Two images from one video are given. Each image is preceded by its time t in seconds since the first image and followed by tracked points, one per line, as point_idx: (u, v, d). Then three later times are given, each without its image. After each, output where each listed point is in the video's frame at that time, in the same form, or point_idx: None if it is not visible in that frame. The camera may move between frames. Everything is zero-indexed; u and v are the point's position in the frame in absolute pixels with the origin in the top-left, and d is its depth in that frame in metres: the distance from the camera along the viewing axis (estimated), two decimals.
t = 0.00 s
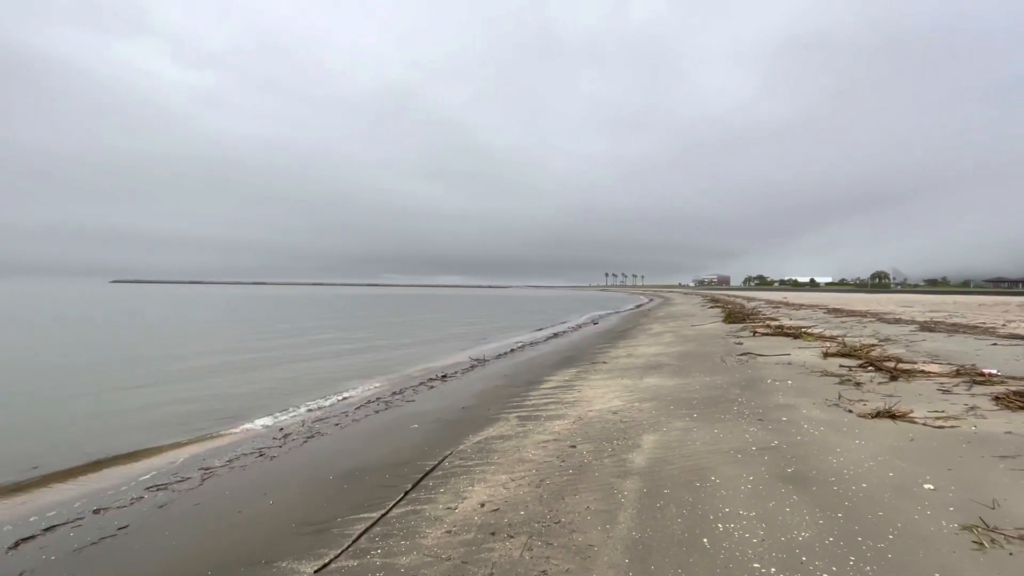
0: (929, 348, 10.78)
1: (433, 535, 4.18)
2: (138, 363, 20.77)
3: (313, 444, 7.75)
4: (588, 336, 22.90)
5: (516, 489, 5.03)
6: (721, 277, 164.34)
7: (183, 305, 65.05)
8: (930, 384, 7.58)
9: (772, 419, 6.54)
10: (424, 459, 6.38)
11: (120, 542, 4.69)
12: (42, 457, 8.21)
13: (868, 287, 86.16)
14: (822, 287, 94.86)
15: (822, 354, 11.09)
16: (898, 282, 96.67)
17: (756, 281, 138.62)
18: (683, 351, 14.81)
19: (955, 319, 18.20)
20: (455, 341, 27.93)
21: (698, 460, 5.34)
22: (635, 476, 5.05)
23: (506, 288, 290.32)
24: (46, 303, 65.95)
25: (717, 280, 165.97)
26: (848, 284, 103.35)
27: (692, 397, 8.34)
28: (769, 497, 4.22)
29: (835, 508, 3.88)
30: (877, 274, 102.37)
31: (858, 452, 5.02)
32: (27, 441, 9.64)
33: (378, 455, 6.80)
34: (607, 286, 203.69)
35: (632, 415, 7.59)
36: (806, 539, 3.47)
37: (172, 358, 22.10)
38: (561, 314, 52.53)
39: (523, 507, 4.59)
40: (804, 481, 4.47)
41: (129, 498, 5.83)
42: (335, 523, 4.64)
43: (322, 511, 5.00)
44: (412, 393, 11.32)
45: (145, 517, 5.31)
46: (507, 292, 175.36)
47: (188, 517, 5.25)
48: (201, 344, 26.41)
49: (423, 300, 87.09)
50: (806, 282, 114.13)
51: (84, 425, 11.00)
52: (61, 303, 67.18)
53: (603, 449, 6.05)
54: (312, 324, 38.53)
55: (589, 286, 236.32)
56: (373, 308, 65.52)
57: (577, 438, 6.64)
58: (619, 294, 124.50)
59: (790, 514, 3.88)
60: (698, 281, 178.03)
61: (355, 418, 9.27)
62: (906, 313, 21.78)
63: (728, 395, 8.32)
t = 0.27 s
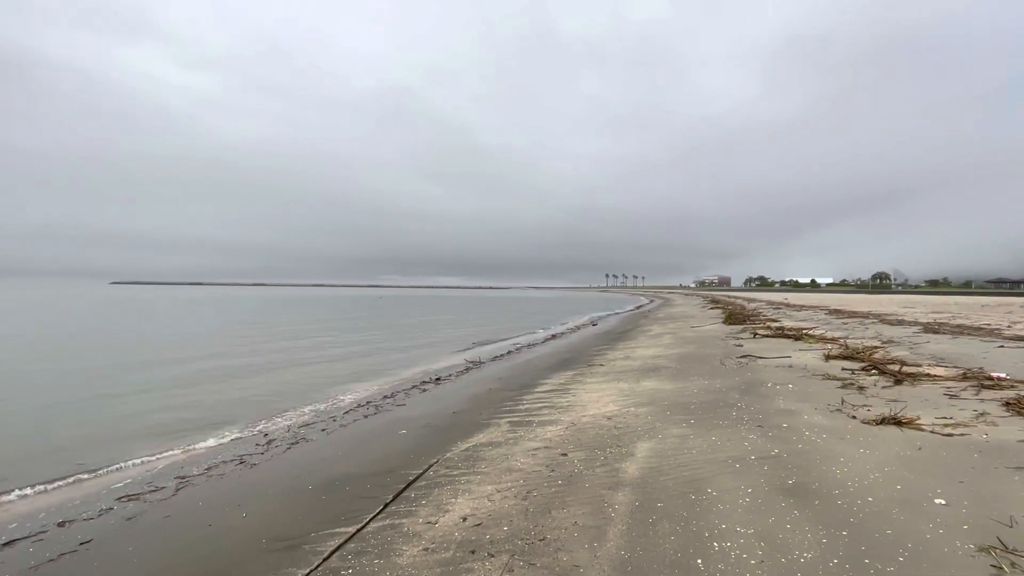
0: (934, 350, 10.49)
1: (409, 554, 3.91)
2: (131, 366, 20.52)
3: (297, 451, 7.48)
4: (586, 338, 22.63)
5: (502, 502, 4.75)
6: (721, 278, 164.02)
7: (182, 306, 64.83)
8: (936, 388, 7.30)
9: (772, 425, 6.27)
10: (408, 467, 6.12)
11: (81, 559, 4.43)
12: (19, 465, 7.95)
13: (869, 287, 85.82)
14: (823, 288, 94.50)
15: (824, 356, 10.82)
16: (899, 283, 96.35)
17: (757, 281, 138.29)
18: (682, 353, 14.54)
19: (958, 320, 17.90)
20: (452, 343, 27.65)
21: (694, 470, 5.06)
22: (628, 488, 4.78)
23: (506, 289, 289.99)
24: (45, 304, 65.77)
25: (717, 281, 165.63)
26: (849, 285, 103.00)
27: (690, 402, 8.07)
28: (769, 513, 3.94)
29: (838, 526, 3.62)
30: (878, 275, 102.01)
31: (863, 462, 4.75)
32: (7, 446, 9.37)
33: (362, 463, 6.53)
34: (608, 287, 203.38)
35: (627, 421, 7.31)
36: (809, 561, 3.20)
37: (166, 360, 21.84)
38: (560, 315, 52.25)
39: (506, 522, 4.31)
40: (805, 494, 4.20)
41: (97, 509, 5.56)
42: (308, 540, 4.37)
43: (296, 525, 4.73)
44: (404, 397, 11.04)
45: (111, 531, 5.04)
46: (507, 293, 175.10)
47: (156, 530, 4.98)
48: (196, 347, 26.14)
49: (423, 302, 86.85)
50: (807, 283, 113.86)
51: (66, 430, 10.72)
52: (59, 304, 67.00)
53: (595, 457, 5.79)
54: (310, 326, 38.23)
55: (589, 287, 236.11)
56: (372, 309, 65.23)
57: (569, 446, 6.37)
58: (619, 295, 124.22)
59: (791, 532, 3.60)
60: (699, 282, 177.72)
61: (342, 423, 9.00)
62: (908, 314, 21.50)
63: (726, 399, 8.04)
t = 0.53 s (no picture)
0: (940, 353, 10.19)
1: None
2: (126, 370, 20.33)
3: (281, 459, 7.23)
4: (586, 340, 22.33)
5: (486, 517, 4.49)
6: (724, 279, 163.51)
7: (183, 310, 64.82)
8: (943, 394, 7.02)
9: (772, 433, 6.00)
10: (393, 478, 5.86)
11: None
12: None
13: (873, 288, 85.29)
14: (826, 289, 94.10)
15: (827, 359, 10.53)
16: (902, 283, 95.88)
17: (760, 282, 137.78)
18: (682, 356, 14.24)
19: (964, 321, 17.57)
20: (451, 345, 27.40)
21: (691, 483, 4.79)
22: (620, 501, 4.51)
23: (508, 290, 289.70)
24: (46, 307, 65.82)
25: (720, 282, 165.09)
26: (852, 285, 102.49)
27: (689, 408, 7.79)
28: (769, 531, 3.67)
29: (843, 548, 3.35)
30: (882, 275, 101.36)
31: (869, 475, 4.48)
32: None
33: (346, 473, 6.27)
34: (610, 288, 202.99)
35: (622, 428, 7.04)
36: None
37: (162, 364, 21.64)
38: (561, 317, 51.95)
39: (489, 539, 4.05)
40: (808, 510, 3.94)
41: (66, 523, 5.31)
42: (279, 559, 4.13)
43: (269, 542, 4.48)
44: (396, 401, 10.78)
45: (77, 547, 4.80)
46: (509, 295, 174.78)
47: (125, 546, 4.74)
48: (193, 350, 25.91)
49: (424, 304, 86.62)
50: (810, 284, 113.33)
51: (52, 438, 10.48)
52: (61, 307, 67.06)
53: (588, 468, 5.52)
54: (309, 329, 38.00)
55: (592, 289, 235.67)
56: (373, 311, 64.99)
57: (561, 455, 6.10)
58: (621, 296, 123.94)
59: (793, 555, 3.34)
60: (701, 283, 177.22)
61: (331, 429, 8.75)
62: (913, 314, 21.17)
63: (726, 405, 7.76)
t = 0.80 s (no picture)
0: (952, 356, 9.84)
1: None
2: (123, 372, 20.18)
3: (266, 467, 6.96)
4: (587, 342, 22.03)
5: (470, 534, 4.22)
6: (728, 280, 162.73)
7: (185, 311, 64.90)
8: (958, 399, 6.69)
9: (777, 442, 5.70)
10: (379, 489, 5.59)
11: None
12: None
13: (878, 288, 84.54)
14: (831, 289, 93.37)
15: (834, 362, 10.20)
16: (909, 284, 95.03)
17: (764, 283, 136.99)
18: (685, 358, 13.91)
19: (975, 323, 17.15)
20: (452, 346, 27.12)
21: (690, 496, 4.50)
22: (614, 517, 4.22)
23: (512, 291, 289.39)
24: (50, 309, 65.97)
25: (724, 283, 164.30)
26: (858, 286, 101.69)
27: (690, 414, 7.49)
28: (774, 554, 3.39)
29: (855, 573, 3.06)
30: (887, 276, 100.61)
31: (880, 489, 4.18)
32: None
33: (330, 483, 6.01)
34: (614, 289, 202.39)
35: (620, 436, 6.75)
36: None
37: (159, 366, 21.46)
38: (564, 318, 51.61)
39: (471, 560, 3.78)
40: (815, 528, 3.65)
41: (34, 537, 5.07)
42: None
43: (240, 560, 4.22)
44: (390, 406, 10.51)
45: (41, 564, 4.55)
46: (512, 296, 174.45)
47: (92, 561, 4.49)
48: (191, 352, 25.70)
49: (427, 305, 86.37)
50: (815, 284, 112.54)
51: (38, 444, 10.22)
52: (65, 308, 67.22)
53: (582, 479, 5.23)
54: (309, 330, 37.79)
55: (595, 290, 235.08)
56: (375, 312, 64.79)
57: (555, 464, 5.83)
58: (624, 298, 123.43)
59: None
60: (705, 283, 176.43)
61: (321, 435, 8.49)
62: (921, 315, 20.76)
63: (729, 410, 7.46)
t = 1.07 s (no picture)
0: (967, 359, 9.47)
1: None
2: (122, 363, 20.04)
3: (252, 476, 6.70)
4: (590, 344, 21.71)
5: (455, 554, 3.94)
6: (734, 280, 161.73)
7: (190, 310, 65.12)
8: (976, 406, 6.34)
9: (786, 453, 5.38)
10: (364, 502, 5.32)
11: None
12: None
13: (887, 289, 83.62)
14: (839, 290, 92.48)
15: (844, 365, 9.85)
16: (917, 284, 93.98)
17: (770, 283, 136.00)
18: (689, 360, 13.57)
19: (989, 325, 16.70)
20: (454, 347, 26.85)
21: (692, 513, 4.20)
22: (610, 537, 3.93)
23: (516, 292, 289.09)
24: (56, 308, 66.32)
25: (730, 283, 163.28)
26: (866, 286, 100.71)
27: (694, 420, 7.17)
28: None
29: None
30: (896, 276, 99.54)
31: (898, 507, 3.87)
32: None
33: (315, 495, 5.75)
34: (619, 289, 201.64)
35: (620, 444, 6.44)
36: None
37: (158, 358, 21.31)
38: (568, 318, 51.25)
39: None
40: (828, 552, 3.35)
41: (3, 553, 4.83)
42: None
43: None
44: (386, 411, 10.25)
45: None
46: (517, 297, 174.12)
47: None
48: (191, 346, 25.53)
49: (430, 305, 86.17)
50: (822, 285, 111.57)
51: (26, 436, 9.99)
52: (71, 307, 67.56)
53: (578, 493, 4.94)
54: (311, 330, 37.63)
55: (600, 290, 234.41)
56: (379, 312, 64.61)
57: (551, 475, 5.54)
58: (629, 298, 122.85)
59: None
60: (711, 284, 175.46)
61: (312, 442, 8.23)
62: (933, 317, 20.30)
63: (734, 416, 7.15)
